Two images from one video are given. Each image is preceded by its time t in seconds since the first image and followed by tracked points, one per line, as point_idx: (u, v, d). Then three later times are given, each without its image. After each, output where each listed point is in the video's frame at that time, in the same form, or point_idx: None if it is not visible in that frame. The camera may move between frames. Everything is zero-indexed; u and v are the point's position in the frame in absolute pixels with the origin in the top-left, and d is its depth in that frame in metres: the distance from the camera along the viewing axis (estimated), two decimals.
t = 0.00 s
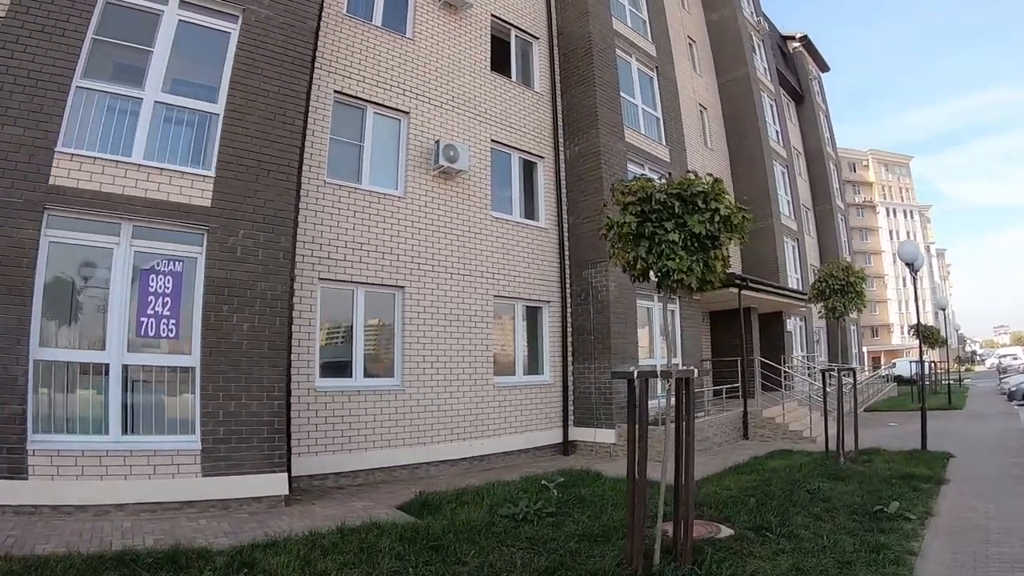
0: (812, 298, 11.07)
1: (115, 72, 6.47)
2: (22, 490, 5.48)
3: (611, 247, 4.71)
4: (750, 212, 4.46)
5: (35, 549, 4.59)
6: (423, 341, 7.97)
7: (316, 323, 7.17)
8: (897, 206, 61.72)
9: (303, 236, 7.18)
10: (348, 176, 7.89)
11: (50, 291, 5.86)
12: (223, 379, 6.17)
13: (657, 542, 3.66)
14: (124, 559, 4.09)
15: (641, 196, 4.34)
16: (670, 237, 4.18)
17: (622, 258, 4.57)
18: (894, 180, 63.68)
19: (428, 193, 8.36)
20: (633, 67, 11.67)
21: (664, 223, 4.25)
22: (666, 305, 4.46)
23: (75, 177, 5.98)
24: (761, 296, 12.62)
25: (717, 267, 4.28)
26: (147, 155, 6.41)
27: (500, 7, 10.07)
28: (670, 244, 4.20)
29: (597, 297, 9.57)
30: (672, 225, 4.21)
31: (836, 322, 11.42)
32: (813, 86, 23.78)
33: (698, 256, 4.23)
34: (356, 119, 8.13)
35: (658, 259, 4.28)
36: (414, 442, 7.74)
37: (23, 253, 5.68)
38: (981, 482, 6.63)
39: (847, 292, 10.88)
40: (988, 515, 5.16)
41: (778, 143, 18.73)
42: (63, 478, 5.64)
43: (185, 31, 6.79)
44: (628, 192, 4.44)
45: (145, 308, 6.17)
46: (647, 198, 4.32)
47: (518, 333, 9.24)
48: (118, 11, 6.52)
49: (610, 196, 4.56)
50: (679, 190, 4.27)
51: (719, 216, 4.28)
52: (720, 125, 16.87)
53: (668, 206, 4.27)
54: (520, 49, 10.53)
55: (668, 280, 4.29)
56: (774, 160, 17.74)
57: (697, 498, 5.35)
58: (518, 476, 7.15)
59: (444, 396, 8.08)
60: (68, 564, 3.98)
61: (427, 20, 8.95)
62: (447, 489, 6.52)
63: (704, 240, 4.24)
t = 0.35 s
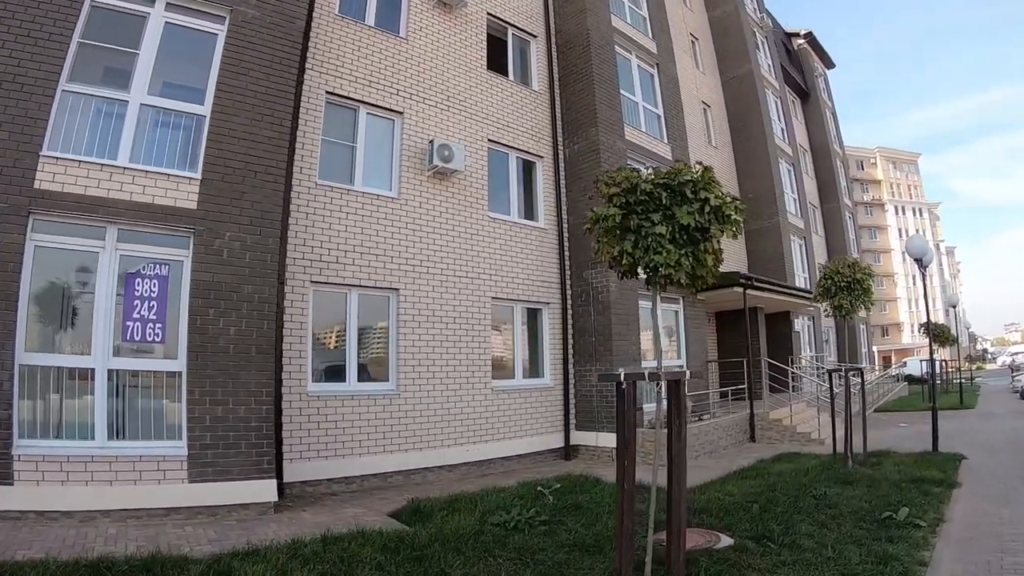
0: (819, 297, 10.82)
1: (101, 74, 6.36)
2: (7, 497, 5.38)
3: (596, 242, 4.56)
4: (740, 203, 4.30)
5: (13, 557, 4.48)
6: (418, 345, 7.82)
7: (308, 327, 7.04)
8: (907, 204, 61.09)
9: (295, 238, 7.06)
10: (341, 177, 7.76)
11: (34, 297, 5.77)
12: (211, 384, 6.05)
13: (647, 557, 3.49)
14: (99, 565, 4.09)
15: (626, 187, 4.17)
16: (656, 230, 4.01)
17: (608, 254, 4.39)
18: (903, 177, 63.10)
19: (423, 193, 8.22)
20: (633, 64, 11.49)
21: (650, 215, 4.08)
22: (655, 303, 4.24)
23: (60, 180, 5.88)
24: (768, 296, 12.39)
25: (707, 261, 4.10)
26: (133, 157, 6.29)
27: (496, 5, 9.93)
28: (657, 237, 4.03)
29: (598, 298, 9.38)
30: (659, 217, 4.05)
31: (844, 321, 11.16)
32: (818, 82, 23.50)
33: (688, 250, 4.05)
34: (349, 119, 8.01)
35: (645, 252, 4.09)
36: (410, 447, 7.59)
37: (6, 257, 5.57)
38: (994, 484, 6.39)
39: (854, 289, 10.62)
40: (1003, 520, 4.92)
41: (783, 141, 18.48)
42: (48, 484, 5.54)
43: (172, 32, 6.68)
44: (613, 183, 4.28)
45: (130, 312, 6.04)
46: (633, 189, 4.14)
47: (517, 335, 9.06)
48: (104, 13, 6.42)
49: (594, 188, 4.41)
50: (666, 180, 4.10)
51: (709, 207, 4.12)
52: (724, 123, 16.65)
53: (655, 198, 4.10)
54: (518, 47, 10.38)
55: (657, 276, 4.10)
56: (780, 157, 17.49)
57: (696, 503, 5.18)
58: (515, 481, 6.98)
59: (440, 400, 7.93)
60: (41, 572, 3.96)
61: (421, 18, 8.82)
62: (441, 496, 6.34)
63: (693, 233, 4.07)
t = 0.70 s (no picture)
0: (830, 294, 10.56)
1: (94, 76, 6.29)
2: None
3: (586, 237, 4.40)
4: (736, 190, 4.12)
5: None
6: (418, 346, 7.68)
7: (304, 329, 6.94)
8: (923, 201, 60.18)
9: (290, 239, 6.97)
10: (339, 176, 7.65)
11: (25, 298, 5.72)
12: (202, 386, 5.95)
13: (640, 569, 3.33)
14: (78, 569, 4.18)
15: (615, 176, 3.99)
16: (647, 220, 3.83)
17: (597, 248, 4.22)
18: (919, 174, 62.20)
19: (422, 191, 8.09)
20: (638, 59, 11.29)
21: (640, 205, 3.90)
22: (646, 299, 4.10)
23: (52, 182, 5.81)
24: (779, 294, 12.12)
25: (702, 252, 3.91)
26: (125, 157, 6.20)
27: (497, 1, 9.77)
28: (647, 228, 3.84)
29: (604, 297, 9.19)
30: (650, 207, 3.86)
31: (857, 318, 10.87)
32: (831, 77, 23.11)
33: (681, 241, 3.87)
34: (346, 118, 7.90)
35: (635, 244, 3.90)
36: (410, 450, 7.45)
37: None
38: (1013, 488, 6.12)
39: (867, 285, 10.33)
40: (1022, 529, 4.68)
41: (794, 136, 18.16)
42: (39, 485, 5.49)
43: (164, 32, 6.61)
44: (602, 172, 4.09)
45: (121, 313, 5.95)
46: (621, 179, 3.96)
47: (519, 336, 8.90)
48: (97, 14, 6.35)
49: (582, 179, 4.26)
50: (657, 168, 3.92)
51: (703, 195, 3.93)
52: (734, 119, 16.37)
53: (645, 187, 3.92)
54: (519, 43, 10.21)
55: (648, 270, 3.94)
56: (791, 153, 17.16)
57: (698, 509, 5.00)
58: (515, 485, 6.82)
59: (440, 401, 7.78)
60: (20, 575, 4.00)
61: (419, 15, 8.68)
62: (438, 500, 6.19)
63: (686, 223, 3.87)
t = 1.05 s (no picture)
0: (830, 288, 10.34)
1: (75, 67, 6.12)
2: None
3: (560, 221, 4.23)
4: (722, 171, 3.86)
5: None
6: (405, 340, 7.49)
7: (289, 323, 6.79)
8: (926, 197, 59.79)
9: (275, 231, 6.79)
10: (325, 167, 7.46)
11: (13, 292, 5.57)
12: (180, 381, 5.77)
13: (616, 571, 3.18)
14: (44, 565, 3.98)
15: (590, 154, 3.82)
16: (622, 200, 3.62)
17: (571, 233, 4.04)
18: (922, 169, 61.77)
19: (412, 182, 7.90)
20: (635, 49, 11.07)
21: (616, 184, 3.70)
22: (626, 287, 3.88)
23: (30, 172, 5.64)
24: (779, 289, 11.92)
25: (683, 236, 3.66)
26: (106, 149, 6.03)
27: None
28: (622, 209, 3.62)
29: (599, 292, 8.99)
30: (627, 187, 3.66)
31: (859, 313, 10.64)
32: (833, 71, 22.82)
33: (659, 224, 3.63)
34: (334, 108, 7.70)
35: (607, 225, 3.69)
36: (398, 448, 7.28)
37: None
38: (1021, 489, 5.89)
39: (867, 278, 10.09)
40: None
41: (796, 130, 17.91)
42: (16, 480, 5.34)
43: (147, 22, 6.45)
44: (576, 151, 3.95)
45: (99, 305, 5.78)
46: (596, 157, 3.79)
47: (512, 331, 8.70)
48: (79, 5, 6.20)
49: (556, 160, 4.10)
50: (633, 145, 3.73)
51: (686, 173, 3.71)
52: (734, 112, 16.14)
53: (620, 165, 3.73)
54: (514, 33, 10.00)
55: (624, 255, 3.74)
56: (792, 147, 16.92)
57: (690, 509, 4.82)
58: (504, 484, 6.63)
59: (430, 397, 7.60)
60: None
61: (410, 3, 8.47)
62: (424, 499, 6.00)
63: (663, 202, 3.65)
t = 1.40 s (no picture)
0: (821, 288, 10.17)
1: (49, 59, 5.90)
2: None
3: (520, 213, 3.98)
4: (695, 158, 3.67)
5: None
6: (385, 340, 7.28)
7: (264, 321, 6.57)
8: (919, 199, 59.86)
9: (251, 225, 6.58)
10: (303, 163, 7.24)
11: None
12: (148, 380, 5.55)
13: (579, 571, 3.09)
14: None
15: (554, 141, 3.61)
16: (588, 190, 3.43)
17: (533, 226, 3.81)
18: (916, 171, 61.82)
19: (393, 178, 7.69)
20: (624, 45, 10.88)
21: (581, 172, 3.51)
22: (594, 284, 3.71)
23: None
24: (770, 290, 11.75)
25: (651, 228, 3.46)
26: (77, 143, 5.80)
27: None
28: (588, 199, 3.43)
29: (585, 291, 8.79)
30: (592, 175, 3.47)
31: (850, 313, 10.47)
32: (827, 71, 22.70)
33: (626, 215, 3.45)
34: (314, 100, 7.49)
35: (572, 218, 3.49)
36: (377, 450, 7.07)
37: None
38: (1018, 495, 5.70)
39: (858, 277, 9.93)
40: None
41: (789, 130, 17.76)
42: None
43: (124, 15, 6.26)
44: (538, 138, 3.72)
45: (68, 303, 5.58)
46: (559, 144, 3.57)
47: (496, 331, 8.50)
48: None
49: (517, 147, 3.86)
50: (598, 131, 3.54)
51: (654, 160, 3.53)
52: (727, 111, 15.98)
53: (584, 152, 3.52)
54: (500, 28, 9.80)
55: (589, 248, 3.53)
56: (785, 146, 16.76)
57: (671, 516, 4.63)
58: (484, 488, 6.42)
59: (409, 398, 7.39)
60: None
61: None
62: (400, 503, 5.79)
63: (631, 193, 3.47)
